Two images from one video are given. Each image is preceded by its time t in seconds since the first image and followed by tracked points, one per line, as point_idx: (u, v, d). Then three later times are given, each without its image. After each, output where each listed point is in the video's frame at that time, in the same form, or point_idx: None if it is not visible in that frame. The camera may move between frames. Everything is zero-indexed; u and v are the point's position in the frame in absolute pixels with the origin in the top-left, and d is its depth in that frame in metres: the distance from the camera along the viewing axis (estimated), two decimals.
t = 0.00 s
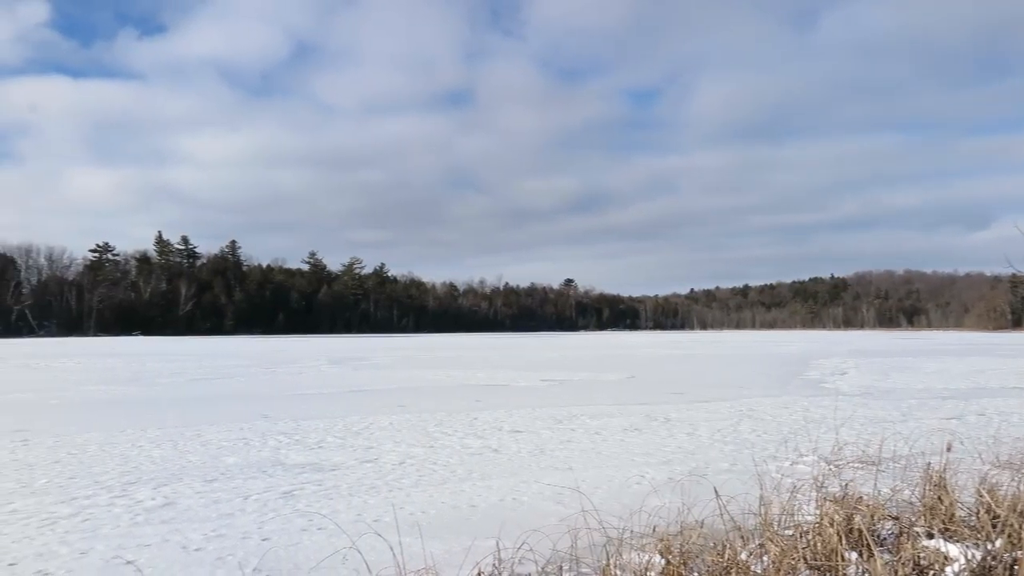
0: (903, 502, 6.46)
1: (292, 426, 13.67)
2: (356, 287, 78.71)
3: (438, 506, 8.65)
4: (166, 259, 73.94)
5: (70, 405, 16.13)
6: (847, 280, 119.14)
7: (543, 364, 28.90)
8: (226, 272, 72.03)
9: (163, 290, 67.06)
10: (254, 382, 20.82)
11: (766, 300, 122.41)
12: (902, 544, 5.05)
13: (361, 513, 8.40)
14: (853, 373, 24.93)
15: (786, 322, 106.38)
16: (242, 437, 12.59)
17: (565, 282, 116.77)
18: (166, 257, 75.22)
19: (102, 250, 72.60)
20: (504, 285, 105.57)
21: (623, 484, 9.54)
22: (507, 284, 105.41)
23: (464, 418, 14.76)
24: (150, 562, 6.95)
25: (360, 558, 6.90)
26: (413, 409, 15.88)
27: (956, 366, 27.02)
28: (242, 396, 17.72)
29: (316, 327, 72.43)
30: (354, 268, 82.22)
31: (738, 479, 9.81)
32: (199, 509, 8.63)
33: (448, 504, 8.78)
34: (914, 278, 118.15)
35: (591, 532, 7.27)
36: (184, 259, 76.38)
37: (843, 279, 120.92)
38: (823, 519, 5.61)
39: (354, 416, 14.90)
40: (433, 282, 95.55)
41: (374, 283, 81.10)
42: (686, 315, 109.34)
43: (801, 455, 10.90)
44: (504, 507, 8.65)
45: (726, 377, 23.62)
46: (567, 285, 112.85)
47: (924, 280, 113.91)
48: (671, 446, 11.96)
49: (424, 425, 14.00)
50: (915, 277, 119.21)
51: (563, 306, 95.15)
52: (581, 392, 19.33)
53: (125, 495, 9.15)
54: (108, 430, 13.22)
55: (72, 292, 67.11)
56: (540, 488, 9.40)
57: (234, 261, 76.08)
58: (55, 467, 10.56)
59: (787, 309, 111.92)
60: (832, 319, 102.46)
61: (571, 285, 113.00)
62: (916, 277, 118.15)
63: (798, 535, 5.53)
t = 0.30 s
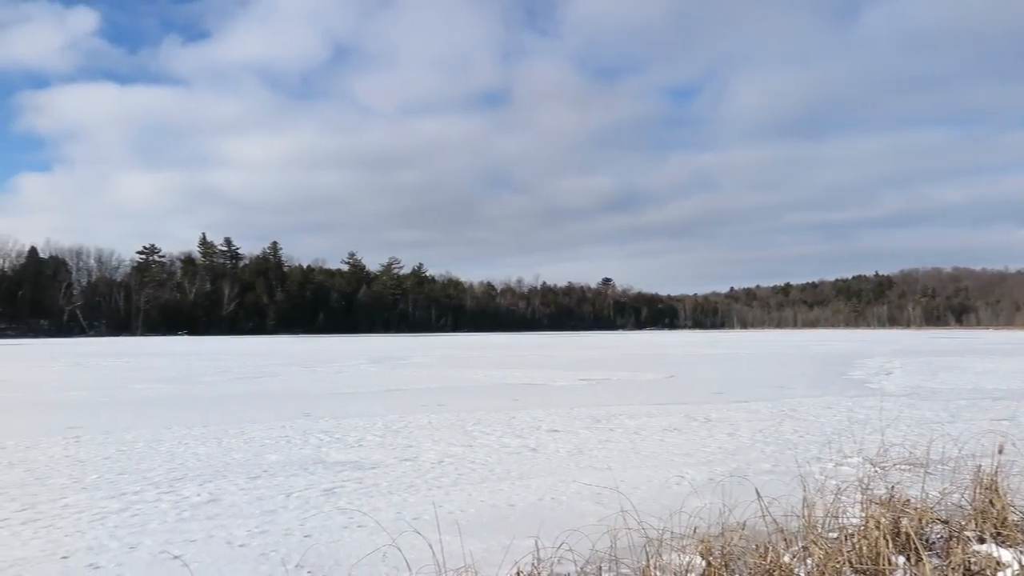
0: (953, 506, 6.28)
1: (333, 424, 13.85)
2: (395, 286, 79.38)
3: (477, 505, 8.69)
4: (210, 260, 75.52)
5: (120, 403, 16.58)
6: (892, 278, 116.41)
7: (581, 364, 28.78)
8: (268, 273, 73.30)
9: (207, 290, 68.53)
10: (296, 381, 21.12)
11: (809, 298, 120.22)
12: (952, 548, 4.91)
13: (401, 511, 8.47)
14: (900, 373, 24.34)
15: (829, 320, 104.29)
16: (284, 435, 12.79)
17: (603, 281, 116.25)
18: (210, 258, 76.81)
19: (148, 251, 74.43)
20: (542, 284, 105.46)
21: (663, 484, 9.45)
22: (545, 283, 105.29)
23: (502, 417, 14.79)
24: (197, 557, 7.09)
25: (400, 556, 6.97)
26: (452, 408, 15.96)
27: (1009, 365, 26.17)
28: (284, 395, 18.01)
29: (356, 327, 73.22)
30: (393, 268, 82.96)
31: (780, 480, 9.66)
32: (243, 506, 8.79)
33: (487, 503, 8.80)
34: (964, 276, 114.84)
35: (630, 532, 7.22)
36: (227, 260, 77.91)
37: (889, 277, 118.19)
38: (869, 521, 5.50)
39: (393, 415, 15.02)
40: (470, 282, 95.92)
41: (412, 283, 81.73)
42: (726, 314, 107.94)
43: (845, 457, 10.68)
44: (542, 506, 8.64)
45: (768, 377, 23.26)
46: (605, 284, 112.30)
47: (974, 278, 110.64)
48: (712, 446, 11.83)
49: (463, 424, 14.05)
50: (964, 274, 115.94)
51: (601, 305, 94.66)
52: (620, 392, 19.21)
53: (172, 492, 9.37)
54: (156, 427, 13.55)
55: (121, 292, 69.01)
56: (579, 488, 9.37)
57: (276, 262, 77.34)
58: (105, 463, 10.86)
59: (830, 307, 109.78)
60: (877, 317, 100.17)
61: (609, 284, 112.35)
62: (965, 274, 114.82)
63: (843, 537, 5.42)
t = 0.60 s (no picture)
0: (1005, 510, 6.09)
1: (373, 423, 14.01)
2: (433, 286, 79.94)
3: (515, 504, 8.70)
4: (252, 261, 76.97)
5: (167, 400, 16.99)
6: (938, 277, 113.64)
7: (620, 363, 28.64)
8: (308, 273, 74.45)
9: (249, 290, 69.85)
10: (336, 380, 21.41)
11: (852, 297, 117.82)
12: (1005, 553, 4.77)
13: (439, 510, 8.51)
14: (947, 373, 23.76)
15: (873, 319, 102.14)
16: (325, 434, 12.97)
17: (641, 280, 115.49)
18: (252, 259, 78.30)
19: (192, 253, 76.19)
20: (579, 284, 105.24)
21: (701, 486, 9.36)
22: (582, 283, 105.03)
23: (540, 417, 14.82)
24: (240, 553, 7.23)
25: (438, 554, 7.00)
26: (490, 408, 16.02)
27: None
28: (325, 393, 18.27)
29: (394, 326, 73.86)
30: (431, 268, 83.54)
31: (822, 482, 9.49)
32: (285, 502, 8.94)
33: (524, 502, 8.81)
34: (1014, 273, 111.51)
35: (670, 534, 7.14)
36: (268, 261, 79.35)
37: (935, 276, 115.37)
38: (916, 524, 5.37)
39: (431, 413, 15.13)
40: (507, 282, 96.14)
41: (450, 283, 82.21)
42: (766, 313, 106.42)
43: (890, 459, 10.45)
44: (581, 505, 8.62)
45: (810, 377, 22.90)
46: (642, 284, 111.58)
47: None
48: (752, 447, 11.67)
49: (501, 423, 14.09)
50: (1014, 271, 112.55)
51: (639, 304, 94.05)
52: (659, 392, 19.09)
53: (216, 488, 9.57)
54: (201, 425, 13.85)
55: (166, 293, 70.77)
56: (617, 488, 9.33)
57: (315, 262, 78.47)
58: (152, 459, 11.14)
59: (874, 306, 107.56)
60: (922, 316, 97.84)
61: (646, 283, 111.58)
62: (1016, 272, 111.46)
63: (890, 541, 5.29)
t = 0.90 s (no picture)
0: None
1: (412, 421, 14.13)
2: (471, 286, 80.32)
3: (554, 503, 8.69)
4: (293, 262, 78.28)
5: (212, 398, 17.37)
6: (989, 275, 110.30)
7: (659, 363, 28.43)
8: (348, 274, 75.51)
9: (291, 291, 71.11)
10: (374, 379, 21.63)
11: (897, 295, 115.07)
12: None
13: (478, 509, 8.55)
14: (998, 373, 23.05)
15: (920, 317, 99.57)
16: (364, 431, 13.12)
17: (680, 279, 114.49)
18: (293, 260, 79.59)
19: (235, 254, 77.73)
20: (617, 283, 104.67)
21: (743, 487, 9.24)
22: (620, 282, 104.44)
23: (578, 416, 14.79)
24: (283, 549, 7.35)
25: (478, 553, 7.04)
26: (528, 407, 16.04)
27: None
28: (365, 392, 18.49)
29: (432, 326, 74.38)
30: (468, 268, 83.93)
31: (869, 484, 9.29)
32: (326, 499, 9.07)
33: (563, 501, 8.79)
34: None
35: (712, 535, 7.07)
36: (309, 261, 80.60)
37: (985, 274, 111.99)
38: (966, 529, 5.24)
39: (469, 412, 15.20)
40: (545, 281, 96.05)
41: (487, 282, 82.45)
42: (808, 312, 104.57)
43: (939, 461, 10.18)
44: (620, 505, 8.59)
45: (855, 377, 22.44)
46: (681, 283, 110.58)
47: None
48: (795, 448, 11.48)
49: (539, 422, 14.09)
50: None
51: (677, 303, 93.14)
52: (698, 392, 18.90)
53: (260, 485, 9.75)
54: (244, 423, 14.12)
55: (210, 293, 72.31)
56: (656, 488, 9.26)
57: (354, 262, 79.40)
58: (197, 456, 11.39)
59: (921, 305, 104.85)
60: (972, 315, 95.05)
61: (685, 282, 110.49)
62: None
63: (939, 546, 5.17)
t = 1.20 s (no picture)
0: None
1: (453, 420, 14.21)
2: (511, 285, 80.50)
3: (596, 504, 8.65)
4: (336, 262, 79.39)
5: (258, 397, 17.69)
6: None
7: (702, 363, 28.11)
8: (389, 273, 76.43)
9: (333, 291, 72.24)
10: (416, 378, 21.83)
11: (949, 294, 111.77)
12: None
13: (520, 508, 8.56)
14: None
15: (973, 316, 96.59)
16: (406, 430, 13.24)
17: (722, 278, 112.98)
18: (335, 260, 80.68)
19: (279, 255, 79.11)
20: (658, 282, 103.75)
21: (789, 489, 9.07)
22: (661, 281, 103.50)
23: (619, 416, 14.69)
24: (327, 545, 7.45)
25: (520, 552, 7.04)
26: (568, 406, 15.99)
27: None
28: (407, 391, 18.67)
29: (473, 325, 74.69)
30: (508, 268, 84.09)
31: (921, 488, 9.04)
32: (369, 497, 9.17)
33: (605, 502, 8.75)
34: None
35: (758, 538, 6.95)
36: (351, 261, 81.67)
37: None
38: None
39: (511, 412, 15.22)
40: (585, 281, 95.67)
41: (527, 281, 82.46)
42: (855, 311, 102.29)
43: (994, 465, 9.87)
44: (663, 506, 8.51)
45: (905, 377, 21.90)
46: (723, 281, 109.12)
47: None
48: (842, 450, 11.24)
49: (580, 422, 14.03)
50: None
51: (720, 302, 91.90)
52: (743, 392, 18.63)
53: (304, 482, 9.91)
54: (289, 421, 14.37)
55: (255, 293, 73.73)
56: (700, 490, 9.15)
57: (396, 262, 80.14)
58: (244, 453, 11.62)
59: (973, 304, 101.71)
60: None
61: (728, 281, 109.04)
62: None
63: (996, 552, 5.00)
